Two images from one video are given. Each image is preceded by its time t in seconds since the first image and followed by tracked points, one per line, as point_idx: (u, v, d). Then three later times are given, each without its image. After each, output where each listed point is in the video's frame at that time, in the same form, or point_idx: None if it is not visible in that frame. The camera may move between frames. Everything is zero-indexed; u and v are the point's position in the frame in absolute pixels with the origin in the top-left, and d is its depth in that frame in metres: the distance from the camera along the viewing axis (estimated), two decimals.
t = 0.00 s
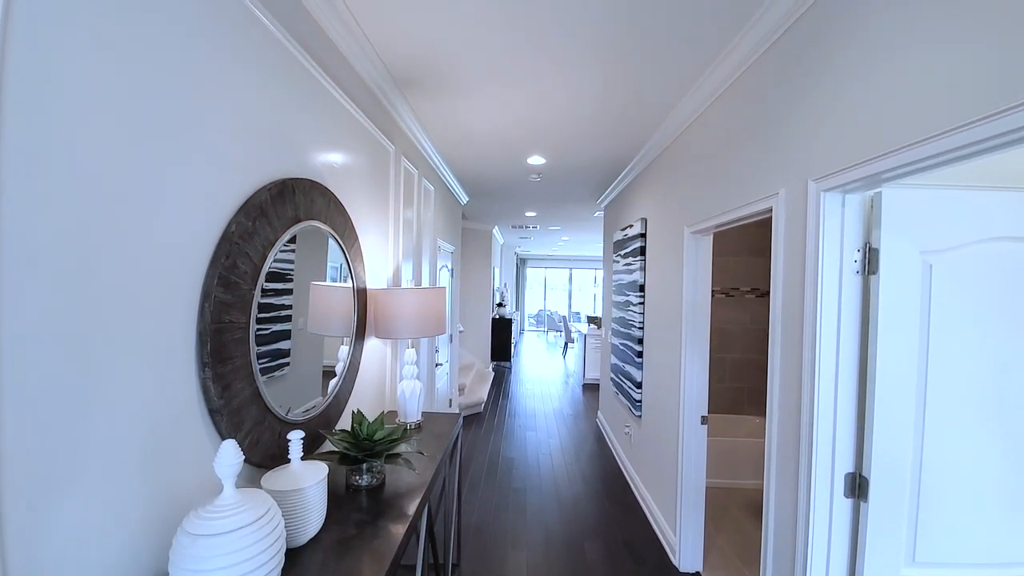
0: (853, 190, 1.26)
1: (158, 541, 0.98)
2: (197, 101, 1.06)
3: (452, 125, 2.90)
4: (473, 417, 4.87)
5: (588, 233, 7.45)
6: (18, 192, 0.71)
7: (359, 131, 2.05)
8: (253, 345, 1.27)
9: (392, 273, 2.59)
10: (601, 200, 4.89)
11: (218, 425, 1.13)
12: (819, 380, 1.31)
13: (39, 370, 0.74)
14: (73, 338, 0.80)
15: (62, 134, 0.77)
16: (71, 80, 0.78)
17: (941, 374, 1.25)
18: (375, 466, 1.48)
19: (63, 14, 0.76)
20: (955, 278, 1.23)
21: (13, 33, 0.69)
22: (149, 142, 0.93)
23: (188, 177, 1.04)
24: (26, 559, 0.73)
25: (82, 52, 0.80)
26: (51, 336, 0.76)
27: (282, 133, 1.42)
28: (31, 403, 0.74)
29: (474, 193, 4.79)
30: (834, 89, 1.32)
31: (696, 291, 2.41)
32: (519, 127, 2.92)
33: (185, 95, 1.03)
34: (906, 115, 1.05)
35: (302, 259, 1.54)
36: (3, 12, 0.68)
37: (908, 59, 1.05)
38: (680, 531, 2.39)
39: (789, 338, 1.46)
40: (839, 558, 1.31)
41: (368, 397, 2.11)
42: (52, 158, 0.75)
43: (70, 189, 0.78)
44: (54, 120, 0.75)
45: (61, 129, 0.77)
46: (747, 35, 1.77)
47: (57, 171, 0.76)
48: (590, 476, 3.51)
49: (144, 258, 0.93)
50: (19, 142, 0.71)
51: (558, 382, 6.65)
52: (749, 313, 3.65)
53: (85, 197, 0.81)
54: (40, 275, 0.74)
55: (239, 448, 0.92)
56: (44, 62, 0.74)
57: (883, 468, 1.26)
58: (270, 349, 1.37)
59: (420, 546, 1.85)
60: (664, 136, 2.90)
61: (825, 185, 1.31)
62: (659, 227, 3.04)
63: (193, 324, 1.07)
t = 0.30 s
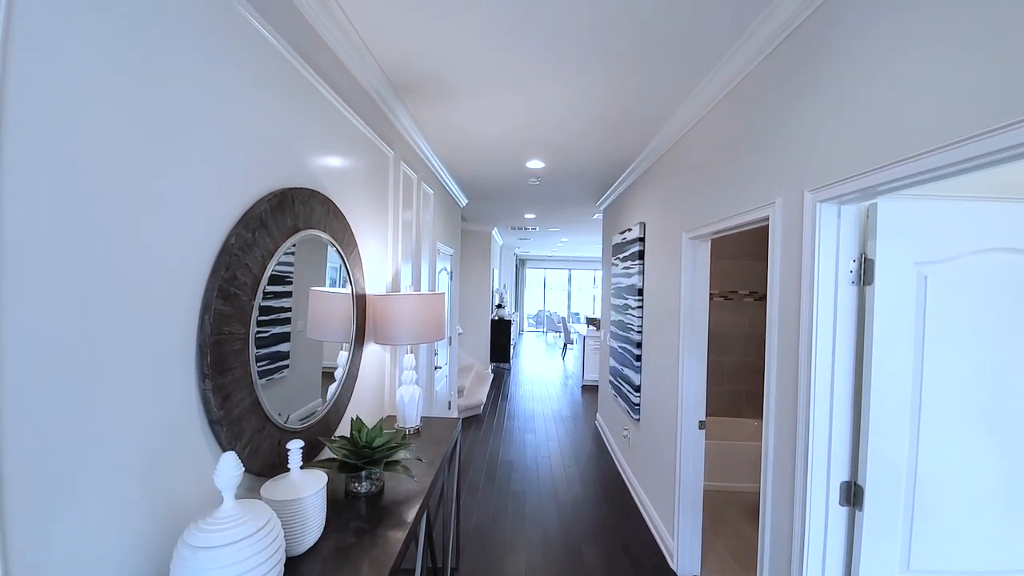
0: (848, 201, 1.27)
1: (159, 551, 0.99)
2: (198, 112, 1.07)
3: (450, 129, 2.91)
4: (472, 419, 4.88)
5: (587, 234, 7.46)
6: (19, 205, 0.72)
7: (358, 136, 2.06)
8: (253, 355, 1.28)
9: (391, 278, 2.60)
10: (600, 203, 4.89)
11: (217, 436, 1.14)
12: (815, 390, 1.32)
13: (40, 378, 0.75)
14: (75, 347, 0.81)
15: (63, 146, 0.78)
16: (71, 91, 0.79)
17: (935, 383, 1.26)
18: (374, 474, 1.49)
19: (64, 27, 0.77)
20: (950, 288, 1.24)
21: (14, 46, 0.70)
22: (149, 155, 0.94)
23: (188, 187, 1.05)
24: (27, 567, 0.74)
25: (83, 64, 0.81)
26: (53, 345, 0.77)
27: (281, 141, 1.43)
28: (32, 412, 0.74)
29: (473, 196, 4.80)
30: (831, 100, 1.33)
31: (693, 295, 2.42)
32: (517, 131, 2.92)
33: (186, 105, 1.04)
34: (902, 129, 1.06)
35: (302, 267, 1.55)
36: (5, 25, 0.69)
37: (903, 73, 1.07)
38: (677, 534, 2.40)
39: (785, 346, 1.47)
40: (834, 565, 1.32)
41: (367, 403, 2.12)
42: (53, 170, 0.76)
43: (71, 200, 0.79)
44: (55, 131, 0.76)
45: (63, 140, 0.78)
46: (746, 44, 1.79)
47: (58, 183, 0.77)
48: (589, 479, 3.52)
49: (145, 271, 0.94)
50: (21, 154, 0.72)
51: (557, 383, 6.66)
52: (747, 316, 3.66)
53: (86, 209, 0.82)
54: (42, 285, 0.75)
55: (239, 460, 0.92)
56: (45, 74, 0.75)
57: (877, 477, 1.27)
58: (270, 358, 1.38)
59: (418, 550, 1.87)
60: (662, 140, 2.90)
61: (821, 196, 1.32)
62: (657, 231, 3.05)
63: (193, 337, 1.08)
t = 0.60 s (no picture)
0: (846, 198, 1.27)
1: (156, 548, 0.99)
2: (196, 110, 1.07)
3: (449, 128, 2.90)
4: (471, 418, 4.88)
5: (586, 234, 7.45)
6: (16, 200, 0.71)
7: (357, 134, 2.05)
8: (250, 353, 1.28)
9: (390, 276, 2.60)
10: (599, 202, 4.89)
11: (215, 434, 1.14)
12: (814, 387, 1.32)
13: (40, 377, 0.75)
14: (73, 344, 0.81)
15: (63, 145, 0.78)
16: (70, 90, 0.79)
17: (935, 381, 1.26)
18: (373, 472, 1.48)
19: (63, 25, 0.77)
20: (948, 285, 1.24)
21: (11, 41, 0.70)
22: (147, 151, 0.94)
23: (187, 186, 1.05)
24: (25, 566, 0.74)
25: (82, 63, 0.80)
26: (53, 344, 0.77)
27: (280, 139, 1.42)
28: (31, 410, 0.74)
29: (471, 195, 4.79)
30: (829, 98, 1.33)
31: (692, 294, 2.42)
32: (515, 129, 2.92)
33: (184, 103, 1.04)
34: (901, 126, 1.06)
35: (300, 265, 1.54)
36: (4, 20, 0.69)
37: (901, 71, 1.07)
38: (676, 532, 2.40)
39: (784, 344, 1.47)
40: (833, 563, 1.32)
41: (365, 401, 2.12)
42: (53, 170, 0.76)
43: (70, 200, 0.79)
44: (55, 129, 0.76)
45: (62, 138, 0.78)
46: (743, 43, 1.79)
47: (56, 179, 0.77)
48: (588, 478, 3.52)
49: (142, 267, 0.94)
50: (20, 154, 0.72)
51: (556, 382, 6.66)
52: (746, 315, 3.66)
53: (84, 208, 0.82)
54: (42, 285, 0.75)
55: (236, 457, 0.92)
56: (46, 71, 0.75)
57: (876, 473, 1.27)
58: (268, 356, 1.38)
59: (416, 549, 1.86)
60: (661, 139, 2.90)
61: (820, 193, 1.32)
62: (656, 230, 3.05)
63: (190, 334, 1.07)
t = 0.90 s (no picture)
0: (845, 192, 1.27)
1: (155, 541, 0.99)
2: (196, 105, 1.07)
3: (449, 126, 2.90)
4: (470, 416, 4.88)
5: (586, 233, 7.46)
6: (16, 190, 0.71)
7: (356, 131, 2.05)
8: (249, 346, 1.27)
9: (389, 273, 2.60)
10: (597, 201, 4.89)
11: (213, 426, 1.13)
12: (813, 380, 1.32)
13: (40, 378, 0.75)
14: (73, 343, 0.80)
15: (63, 145, 0.77)
16: (70, 90, 0.78)
17: (934, 377, 1.26)
18: (372, 466, 1.48)
19: (63, 24, 0.77)
20: (948, 278, 1.24)
21: (11, 30, 0.70)
22: (147, 144, 0.94)
23: (187, 179, 1.05)
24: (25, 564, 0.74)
25: (82, 56, 0.80)
26: (53, 345, 0.77)
27: (279, 134, 1.42)
28: (31, 408, 0.74)
29: (471, 194, 4.79)
30: (828, 92, 1.33)
31: (691, 290, 2.42)
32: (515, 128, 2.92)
33: (184, 98, 1.03)
34: (900, 118, 1.06)
35: (298, 260, 1.54)
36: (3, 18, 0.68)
37: (900, 64, 1.07)
38: (675, 530, 2.40)
39: (782, 339, 1.47)
40: (832, 557, 1.32)
41: (364, 398, 2.12)
42: (53, 168, 0.76)
43: (70, 199, 0.79)
44: (55, 129, 0.76)
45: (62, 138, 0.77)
46: (738, 42, 1.81)
47: (55, 169, 0.76)
48: (587, 476, 3.52)
49: (142, 259, 0.94)
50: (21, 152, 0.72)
51: (555, 381, 6.65)
52: (744, 313, 3.67)
53: (84, 207, 0.81)
54: (42, 284, 0.75)
55: (235, 449, 0.91)
56: (46, 70, 0.75)
57: (875, 467, 1.27)
58: (267, 350, 1.37)
59: (415, 545, 1.86)
60: (660, 137, 2.91)
61: (818, 187, 1.32)
62: (655, 228, 3.05)
63: (189, 326, 1.07)
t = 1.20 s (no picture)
0: (838, 185, 1.29)
1: (156, 528, 1.00)
2: (197, 99, 1.08)
3: (448, 124, 2.92)
4: (469, 415, 4.89)
5: (585, 232, 7.47)
6: (19, 178, 0.72)
7: (355, 128, 2.06)
8: (249, 338, 1.29)
9: (388, 270, 2.61)
10: (596, 199, 4.91)
11: (214, 416, 1.15)
12: (807, 371, 1.34)
13: (40, 376, 0.76)
14: (74, 337, 0.82)
15: (63, 144, 0.79)
16: (70, 89, 0.80)
17: (926, 370, 1.27)
18: (371, 458, 1.50)
19: (64, 24, 0.78)
20: (938, 270, 1.25)
21: (14, 21, 0.71)
22: (147, 136, 0.95)
23: (187, 171, 1.06)
24: (28, 551, 0.75)
25: (83, 50, 0.81)
26: (54, 342, 0.78)
27: (279, 129, 1.43)
28: (33, 400, 0.75)
29: (470, 192, 4.80)
30: (822, 87, 1.35)
31: (688, 287, 2.43)
32: (513, 126, 2.94)
33: (185, 91, 1.05)
34: (891, 111, 1.08)
35: (298, 254, 1.55)
36: (6, 17, 0.70)
37: (892, 57, 1.09)
38: (673, 525, 2.41)
39: (777, 332, 1.49)
40: (826, 547, 1.34)
41: (363, 393, 2.13)
42: (55, 158, 0.77)
43: (71, 197, 0.80)
44: (56, 128, 0.77)
45: (63, 137, 0.79)
46: (735, 38, 1.82)
47: (58, 159, 0.78)
48: (585, 473, 3.53)
49: (143, 250, 0.95)
50: (23, 152, 0.73)
51: (555, 381, 6.67)
52: (742, 311, 3.68)
53: (84, 204, 0.82)
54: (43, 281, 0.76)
55: (235, 436, 0.92)
56: (47, 69, 0.76)
57: (867, 458, 1.28)
58: (268, 342, 1.39)
59: (413, 539, 1.87)
60: (657, 135, 2.93)
61: (812, 180, 1.34)
62: (653, 225, 3.06)
63: (190, 315, 1.08)
